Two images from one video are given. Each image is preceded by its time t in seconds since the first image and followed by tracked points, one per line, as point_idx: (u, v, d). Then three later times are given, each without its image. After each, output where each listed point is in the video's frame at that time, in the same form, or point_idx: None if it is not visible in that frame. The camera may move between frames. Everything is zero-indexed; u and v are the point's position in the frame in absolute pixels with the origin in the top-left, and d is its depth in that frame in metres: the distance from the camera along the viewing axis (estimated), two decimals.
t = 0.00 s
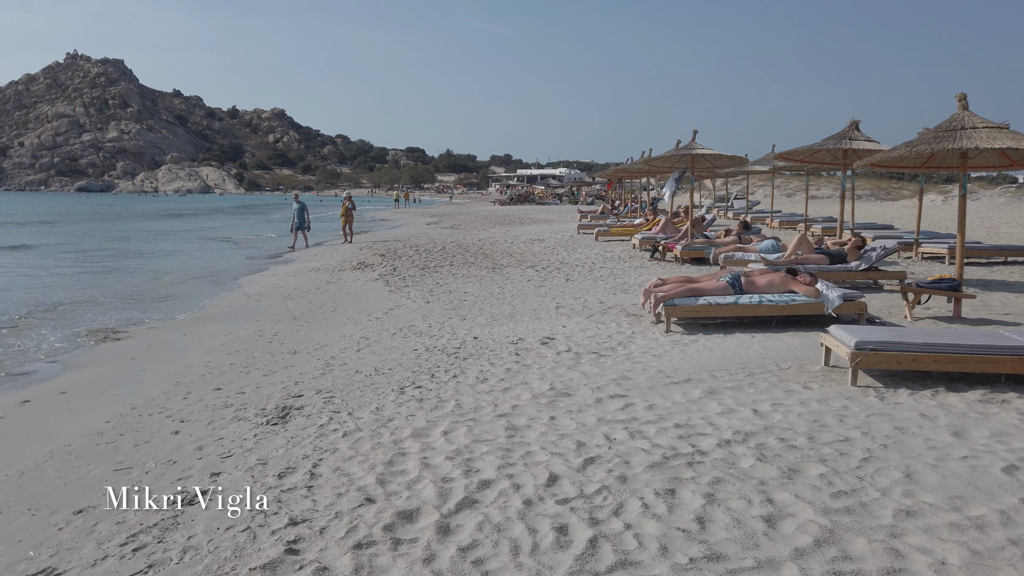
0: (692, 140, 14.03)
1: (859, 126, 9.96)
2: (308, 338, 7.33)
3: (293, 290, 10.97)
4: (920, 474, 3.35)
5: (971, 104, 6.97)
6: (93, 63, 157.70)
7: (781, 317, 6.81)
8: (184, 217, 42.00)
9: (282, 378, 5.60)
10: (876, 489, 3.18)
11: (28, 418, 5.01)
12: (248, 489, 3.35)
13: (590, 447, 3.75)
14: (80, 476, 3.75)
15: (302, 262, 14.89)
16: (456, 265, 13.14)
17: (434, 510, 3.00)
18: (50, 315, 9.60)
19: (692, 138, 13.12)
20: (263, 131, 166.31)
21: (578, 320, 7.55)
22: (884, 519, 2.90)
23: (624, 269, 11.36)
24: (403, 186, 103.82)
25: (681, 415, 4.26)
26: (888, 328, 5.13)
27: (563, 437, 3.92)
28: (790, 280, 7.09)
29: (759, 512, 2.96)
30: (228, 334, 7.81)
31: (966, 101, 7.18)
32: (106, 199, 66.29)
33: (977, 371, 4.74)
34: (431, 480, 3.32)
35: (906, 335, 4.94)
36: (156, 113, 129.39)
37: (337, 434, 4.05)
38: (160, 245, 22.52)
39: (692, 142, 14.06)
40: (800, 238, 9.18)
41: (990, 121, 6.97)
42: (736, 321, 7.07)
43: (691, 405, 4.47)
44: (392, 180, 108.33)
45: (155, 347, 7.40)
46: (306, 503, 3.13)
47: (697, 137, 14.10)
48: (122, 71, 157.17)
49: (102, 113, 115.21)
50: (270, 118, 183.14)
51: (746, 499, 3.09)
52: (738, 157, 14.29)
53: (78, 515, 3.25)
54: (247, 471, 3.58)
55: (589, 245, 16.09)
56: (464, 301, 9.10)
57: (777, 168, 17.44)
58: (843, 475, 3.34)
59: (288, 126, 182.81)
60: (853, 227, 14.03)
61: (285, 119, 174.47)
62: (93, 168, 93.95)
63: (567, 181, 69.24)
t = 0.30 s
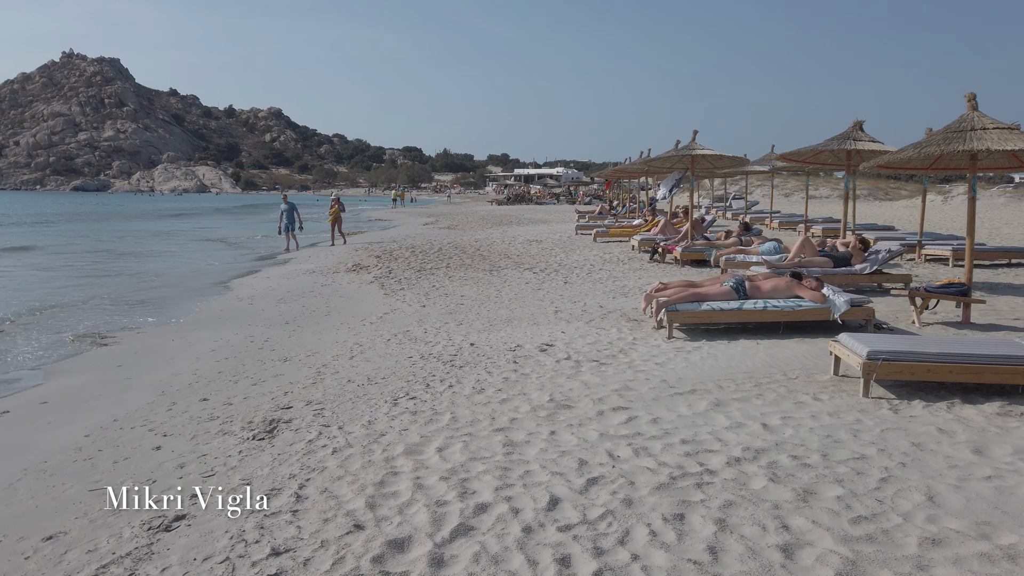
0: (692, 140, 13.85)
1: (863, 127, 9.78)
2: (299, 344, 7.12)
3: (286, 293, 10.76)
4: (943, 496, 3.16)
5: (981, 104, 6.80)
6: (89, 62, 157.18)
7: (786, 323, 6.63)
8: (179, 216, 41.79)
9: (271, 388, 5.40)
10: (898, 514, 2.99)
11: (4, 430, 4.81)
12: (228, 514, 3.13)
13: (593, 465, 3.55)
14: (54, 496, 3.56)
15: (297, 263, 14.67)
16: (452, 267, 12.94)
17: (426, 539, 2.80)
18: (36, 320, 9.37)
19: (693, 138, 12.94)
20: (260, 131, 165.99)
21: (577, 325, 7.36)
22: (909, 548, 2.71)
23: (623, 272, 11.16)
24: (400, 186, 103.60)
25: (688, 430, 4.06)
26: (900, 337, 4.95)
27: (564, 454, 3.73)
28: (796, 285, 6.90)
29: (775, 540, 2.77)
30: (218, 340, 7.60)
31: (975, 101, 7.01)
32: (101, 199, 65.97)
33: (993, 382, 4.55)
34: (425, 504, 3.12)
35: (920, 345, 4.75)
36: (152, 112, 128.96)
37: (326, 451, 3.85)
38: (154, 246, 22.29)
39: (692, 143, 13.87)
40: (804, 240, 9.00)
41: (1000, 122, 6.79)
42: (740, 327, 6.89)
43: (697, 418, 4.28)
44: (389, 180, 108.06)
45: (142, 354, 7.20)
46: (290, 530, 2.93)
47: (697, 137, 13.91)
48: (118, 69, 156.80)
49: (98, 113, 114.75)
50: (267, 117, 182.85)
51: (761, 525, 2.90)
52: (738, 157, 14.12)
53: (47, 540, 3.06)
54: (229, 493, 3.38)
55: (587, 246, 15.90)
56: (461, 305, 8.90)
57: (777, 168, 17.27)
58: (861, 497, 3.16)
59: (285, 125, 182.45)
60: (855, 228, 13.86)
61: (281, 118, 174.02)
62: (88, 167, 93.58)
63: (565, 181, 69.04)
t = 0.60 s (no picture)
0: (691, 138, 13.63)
1: (867, 123, 9.57)
2: (287, 347, 6.87)
3: (277, 293, 10.52)
4: (969, 511, 2.94)
5: (991, 98, 6.59)
6: (84, 62, 156.70)
7: (791, 324, 6.42)
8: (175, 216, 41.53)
9: (256, 393, 5.15)
10: (923, 532, 2.77)
11: None
12: (199, 534, 2.90)
13: (594, 477, 3.32)
14: (15, 511, 3.32)
15: (290, 263, 14.44)
16: (448, 267, 12.71)
17: (412, 561, 2.58)
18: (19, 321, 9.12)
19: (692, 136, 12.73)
20: (257, 131, 165.63)
21: (576, 326, 7.13)
22: (938, 569, 2.49)
23: (622, 271, 10.94)
24: (397, 186, 103.31)
25: (693, 438, 3.83)
26: (913, 339, 4.73)
27: (563, 464, 3.50)
28: (801, 285, 6.69)
29: (792, 562, 2.55)
30: (204, 342, 7.36)
31: (985, 95, 6.80)
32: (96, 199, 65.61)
33: (1011, 386, 4.34)
34: (413, 521, 2.89)
35: (934, 347, 4.54)
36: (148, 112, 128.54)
37: (309, 462, 3.61)
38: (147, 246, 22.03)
39: (691, 141, 13.66)
40: (807, 239, 8.79)
41: (1011, 117, 6.58)
42: (744, 328, 6.67)
43: (703, 425, 4.05)
44: (386, 181, 107.75)
45: (125, 356, 6.95)
46: (266, 551, 2.70)
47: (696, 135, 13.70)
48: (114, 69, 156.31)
49: (94, 113, 114.34)
50: (264, 118, 182.44)
51: (775, 544, 2.67)
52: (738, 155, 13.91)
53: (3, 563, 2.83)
54: (202, 510, 3.14)
55: (585, 246, 15.69)
56: (456, 306, 8.67)
57: (777, 167, 17.06)
58: (882, 513, 2.94)
59: (282, 125, 182.09)
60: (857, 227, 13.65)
61: (278, 119, 173.55)
62: (84, 167, 93.21)
63: (563, 181, 68.84)
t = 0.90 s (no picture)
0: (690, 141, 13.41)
1: (870, 126, 9.36)
2: (273, 359, 6.62)
3: (267, 301, 10.28)
4: (999, 549, 2.72)
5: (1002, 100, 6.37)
6: (81, 64, 156.42)
7: (796, 335, 6.19)
8: (170, 219, 41.27)
9: (237, 411, 4.90)
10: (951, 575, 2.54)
11: None
12: None
13: (592, 509, 3.09)
14: None
15: (282, 269, 14.20)
16: (443, 273, 12.47)
17: None
18: None
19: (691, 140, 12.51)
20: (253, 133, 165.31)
21: (573, 337, 6.89)
22: None
23: (619, 278, 10.71)
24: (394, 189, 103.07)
25: (698, 463, 3.60)
26: (926, 355, 4.50)
27: (559, 494, 3.27)
28: (805, 294, 6.46)
29: None
30: (189, 353, 7.10)
31: (995, 98, 6.59)
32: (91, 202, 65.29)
33: None
34: (395, 563, 2.66)
35: (949, 363, 4.31)
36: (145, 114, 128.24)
37: (286, 491, 3.37)
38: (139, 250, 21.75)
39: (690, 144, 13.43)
40: (810, 246, 8.57)
41: (1022, 120, 6.38)
42: (747, 338, 6.44)
43: (707, 449, 3.82)
44: (383, 184, 107.52)
45: (105, 369, 6.71)
46: None
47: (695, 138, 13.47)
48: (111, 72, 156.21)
49: (90, 115, 113.95)
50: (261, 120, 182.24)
51: None
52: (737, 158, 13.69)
53: None
54: (168, 549, 2.90)
55: (582, 250, 15.46)
56: (450, 314, 8.43)
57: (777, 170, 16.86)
58: (904, 552, 2.71)
59: (278, 128, 181.85)
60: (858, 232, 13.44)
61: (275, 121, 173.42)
62: (80, 170, 92.82)
63: (560, 184, 68.66)
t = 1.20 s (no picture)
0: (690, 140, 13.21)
1: (874, 123, 9.18)
2: (262, 362, 6.41)
3: (258, 302, 10.07)
4: None
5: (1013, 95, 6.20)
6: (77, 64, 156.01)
7: (801, 337, 6.00)
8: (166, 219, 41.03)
9: (221, 418, 4.69)
10: None
11: None
12: None
13: (595, 526, 2.89)
14: None
15: (275, 269, 13.98)
16: (439, 273, 12.26)
17: None
18: None
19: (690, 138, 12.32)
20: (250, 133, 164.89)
21: (572, 338, 6.70)
22: None
23: (618, 278, 10.52)
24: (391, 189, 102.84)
25: (705, 474, 3.40)
26: (941, 358, 4.32)
27: (559, 508, 3.08)
28: (811, 294, 6.27)
29: None
30: (175, 356, 6.89)
31: (1005, 93, 6.41)
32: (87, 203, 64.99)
33: None
34: None
35: (965, 367, 4.13)
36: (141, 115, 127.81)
37: (268, 506, 3.17)
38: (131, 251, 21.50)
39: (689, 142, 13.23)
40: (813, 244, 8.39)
41: None
42: (751, 340, 6.25)
43: (714, 458, 3.62)
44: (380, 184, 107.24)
45: (89, 372, 6.50)
46: None
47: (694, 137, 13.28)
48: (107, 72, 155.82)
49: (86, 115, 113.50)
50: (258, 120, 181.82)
51: None
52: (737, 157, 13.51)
53: None
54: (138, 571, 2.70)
55: (580, 250, 15.27)
56: (445, 316, 8.23)
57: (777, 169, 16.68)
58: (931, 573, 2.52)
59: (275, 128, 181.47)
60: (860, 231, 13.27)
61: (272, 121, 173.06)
62: (75, 171, 92.41)
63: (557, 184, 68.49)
